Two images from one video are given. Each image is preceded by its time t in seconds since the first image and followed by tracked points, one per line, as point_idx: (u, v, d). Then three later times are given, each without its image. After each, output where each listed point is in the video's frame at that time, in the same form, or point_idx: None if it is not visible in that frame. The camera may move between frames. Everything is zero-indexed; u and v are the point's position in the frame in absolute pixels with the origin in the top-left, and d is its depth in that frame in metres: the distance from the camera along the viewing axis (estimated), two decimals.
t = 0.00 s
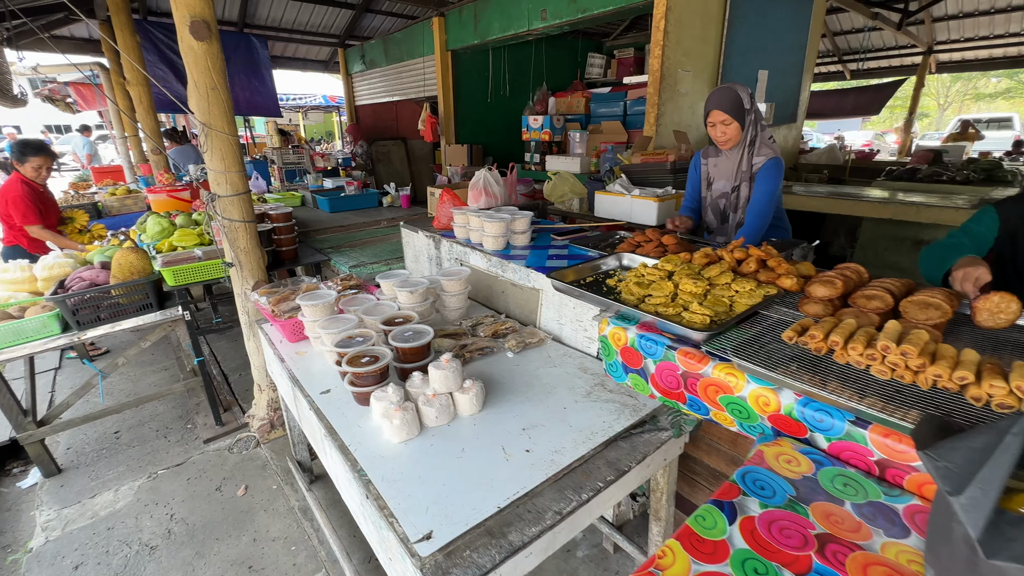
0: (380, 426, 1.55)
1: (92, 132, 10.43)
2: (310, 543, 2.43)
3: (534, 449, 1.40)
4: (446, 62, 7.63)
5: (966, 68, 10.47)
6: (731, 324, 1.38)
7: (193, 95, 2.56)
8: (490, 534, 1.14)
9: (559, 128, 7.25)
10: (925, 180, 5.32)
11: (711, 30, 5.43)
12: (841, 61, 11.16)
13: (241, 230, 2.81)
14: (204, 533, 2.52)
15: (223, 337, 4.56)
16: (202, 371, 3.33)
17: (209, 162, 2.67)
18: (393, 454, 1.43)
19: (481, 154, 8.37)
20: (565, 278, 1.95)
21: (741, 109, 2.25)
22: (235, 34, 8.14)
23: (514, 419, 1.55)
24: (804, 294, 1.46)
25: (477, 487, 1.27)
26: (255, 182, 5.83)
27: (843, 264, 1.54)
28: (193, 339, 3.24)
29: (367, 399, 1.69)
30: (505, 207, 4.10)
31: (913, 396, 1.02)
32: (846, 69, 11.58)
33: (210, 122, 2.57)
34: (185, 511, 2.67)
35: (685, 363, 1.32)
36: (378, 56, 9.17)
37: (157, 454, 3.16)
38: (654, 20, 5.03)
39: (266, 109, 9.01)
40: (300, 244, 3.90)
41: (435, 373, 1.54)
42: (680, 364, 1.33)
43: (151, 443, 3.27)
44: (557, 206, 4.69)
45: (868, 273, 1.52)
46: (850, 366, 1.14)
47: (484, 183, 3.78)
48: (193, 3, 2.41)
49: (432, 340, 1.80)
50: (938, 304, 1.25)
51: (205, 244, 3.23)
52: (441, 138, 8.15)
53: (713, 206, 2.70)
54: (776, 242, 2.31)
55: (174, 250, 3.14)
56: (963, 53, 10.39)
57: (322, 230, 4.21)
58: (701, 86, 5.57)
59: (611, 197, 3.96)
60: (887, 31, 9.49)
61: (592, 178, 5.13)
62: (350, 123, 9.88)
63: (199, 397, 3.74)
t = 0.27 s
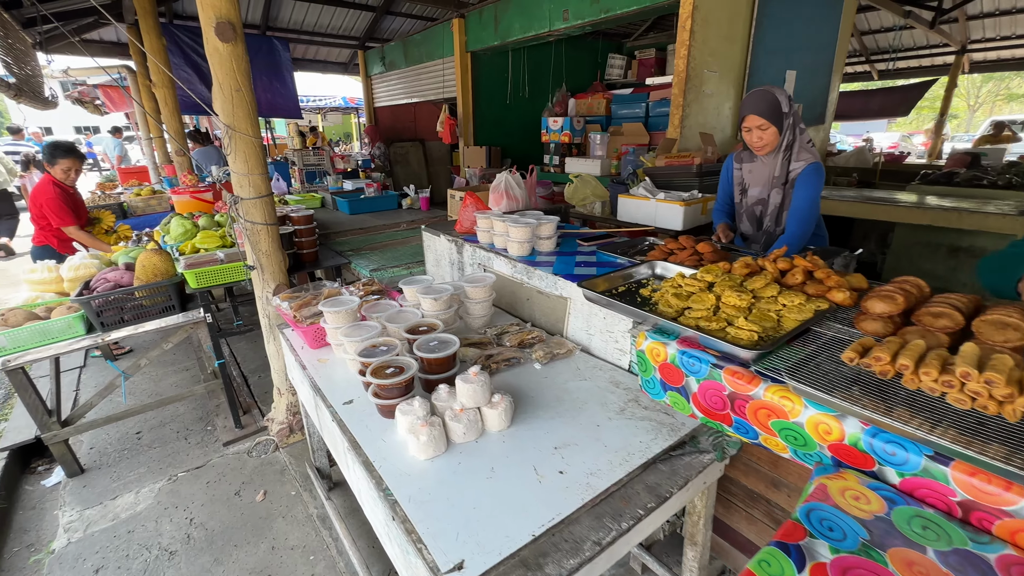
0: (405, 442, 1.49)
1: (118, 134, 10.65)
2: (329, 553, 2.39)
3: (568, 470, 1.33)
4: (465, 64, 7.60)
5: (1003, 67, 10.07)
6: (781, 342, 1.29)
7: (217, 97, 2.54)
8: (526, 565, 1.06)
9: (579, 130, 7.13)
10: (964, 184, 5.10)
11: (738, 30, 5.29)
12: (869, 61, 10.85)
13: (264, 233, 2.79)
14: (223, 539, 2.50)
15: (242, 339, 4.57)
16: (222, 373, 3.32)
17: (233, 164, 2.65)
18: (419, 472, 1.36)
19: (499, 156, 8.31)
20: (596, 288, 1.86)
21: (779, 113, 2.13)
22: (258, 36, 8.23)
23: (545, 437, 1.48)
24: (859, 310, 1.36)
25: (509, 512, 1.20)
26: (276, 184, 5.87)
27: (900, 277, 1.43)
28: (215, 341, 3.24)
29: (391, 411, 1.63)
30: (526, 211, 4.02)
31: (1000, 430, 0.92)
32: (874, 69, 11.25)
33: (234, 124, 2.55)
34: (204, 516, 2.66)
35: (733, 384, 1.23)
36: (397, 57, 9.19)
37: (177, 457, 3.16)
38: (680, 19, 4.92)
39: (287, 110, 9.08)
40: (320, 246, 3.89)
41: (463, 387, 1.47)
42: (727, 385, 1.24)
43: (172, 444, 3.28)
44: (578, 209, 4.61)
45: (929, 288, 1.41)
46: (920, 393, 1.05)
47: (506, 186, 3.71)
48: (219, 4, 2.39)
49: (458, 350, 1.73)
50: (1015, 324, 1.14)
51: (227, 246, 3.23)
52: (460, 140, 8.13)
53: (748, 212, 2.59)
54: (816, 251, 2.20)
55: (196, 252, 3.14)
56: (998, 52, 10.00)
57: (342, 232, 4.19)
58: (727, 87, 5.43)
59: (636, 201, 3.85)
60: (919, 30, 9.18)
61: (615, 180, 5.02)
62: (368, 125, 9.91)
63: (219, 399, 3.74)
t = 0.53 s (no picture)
0: (432, 461, 1.41)
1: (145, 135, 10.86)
2: (348, 565, 2.33)
3: (608, 499, 1.23)
4: (485, 64, 7.54)
5: None
6: (846, 366, 1.17)
7: (241, 98, 2.51)
8: None
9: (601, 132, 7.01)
10: (1009, 189, 4.85)
11: (768, 28, 5.11)
12: (901, 59, 10.48)
13: (285, 236, 2.75)
14: (241, 547, 2.45)
15: (262, 340, 4.56)
16: (242, 376, 3.30)
17: (255, 166, 2.61)
18: (448, 496, 1.28)
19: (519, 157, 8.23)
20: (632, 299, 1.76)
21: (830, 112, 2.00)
22: (280, 39, 8.30)
23: (581, 460, 1.38)
24: (932, 330, 1.24)
25: (546, 546, 1.10)
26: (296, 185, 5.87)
27: (975, 294, 1.30)
28: (235, 344, 3.21)
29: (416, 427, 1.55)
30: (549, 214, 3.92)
31: None
32: (905, 68, 10.87)
33: (257, 125, 2.51)
34: (222, 522, 2.62)
35: (793, 412, 1.12)
36: (417, 58, 9.17)
37: (196, 460, 3.14)
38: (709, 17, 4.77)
39: (308, 111, 9.15)
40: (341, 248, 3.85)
41: (493, 405, 1.39)
42: (787, 412, 1.13)
43: (192, 447, 3.26)
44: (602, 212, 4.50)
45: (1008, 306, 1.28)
46: (1018, 430, 0.93)
47: (528, 189, 3.62)
48: (243, 3, 2.34)
49: (486, 363, 1.65)
50: None
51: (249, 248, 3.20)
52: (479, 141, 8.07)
53: (788, 217, 2.46)
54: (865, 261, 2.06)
55: (218, 254, 3.11)
56: None
57: (362, 234, 4.16)
58: (756, 87, 5.26)
59: (662, 204, 3.73)
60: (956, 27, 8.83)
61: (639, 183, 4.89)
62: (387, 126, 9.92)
63: (239, 401, 3.72)
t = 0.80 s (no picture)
0: (457, 485, 1.32)
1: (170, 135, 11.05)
2: None
3: (649, 536, 1.13)
4: (505, 64, 7.46)
5: None
6: (922, 398, 1.05)
7: (263, 99, 2.47)
8: None
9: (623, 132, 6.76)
10: None
11: (801, 25, 4.92)
12: (936, 58, 10.09)
13: (305, 240, 2.70)
14: (257, 557, 2.41)
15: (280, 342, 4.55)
16: (261, 380, 3.27)
17: (276, 168, 2.57)
18: (475, 526, 1.19)
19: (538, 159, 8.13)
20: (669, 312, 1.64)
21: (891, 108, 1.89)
22: (302, 40, 8.26)
23: (617, 489, 1.28)
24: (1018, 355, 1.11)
25: None
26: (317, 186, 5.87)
27: None
28: (254, 348, 3.18)
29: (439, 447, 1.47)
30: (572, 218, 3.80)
31: None
32: (940, 67, 10.46)
33: (279, 127, 2.47)
34: (239, 530, 2.58)
35: (861, 449, 1.01)
36: (437, 59, 9.14)
37: (214, 463, 3.12)
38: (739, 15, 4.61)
39: (328, 113, 9.08)
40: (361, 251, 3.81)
41: (522, 428, 1.29)
42: (855, 449, 1.01)
43: (210, 450, 3.24)
44: (625, 215, 4.39)
45: None
46: None
47: (551, 192, 3.52)
48: (266, 3, 2.30)
49: (513, 379, 1.55)
50: None
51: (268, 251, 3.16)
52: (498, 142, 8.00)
53: (833, 221, 2.32)
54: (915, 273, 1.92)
55: (238, 256, 3.08)
56: None
57: (381, 237, 4.11)
58: (787, 86, 5.07)
59: (690, 208, 3.59)
60: (996, 23, 8.46)
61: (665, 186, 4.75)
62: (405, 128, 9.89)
63: (257, 404, 3.71)
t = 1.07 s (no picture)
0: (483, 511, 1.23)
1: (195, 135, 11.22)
2: None
3: None
4: (526, 64, 7.37)
5: None
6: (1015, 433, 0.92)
7: (283, 98, 2.42)
8: None
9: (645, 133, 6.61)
10: None
11: (836, 21, 4.72)
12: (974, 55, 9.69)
13: (325, 242, 2.65)
14: (273, 565, 2.36)
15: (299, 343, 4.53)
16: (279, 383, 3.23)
17: (296, 169, 2.52)
18: (503, 557, 1.10)
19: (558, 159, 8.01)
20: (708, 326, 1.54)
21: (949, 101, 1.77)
22: (324, 41, 8.29)
23: (656, 521, 1.18)
24: None
25: None
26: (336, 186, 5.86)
27: None
28: (272, 350, 3.15)
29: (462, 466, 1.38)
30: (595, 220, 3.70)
31: None
32: (977, 65, 10.04)
33: (299, 127, 2.42)
34: (255, 536, 2.54)
35: (942, 490, 0.90)
36: (457, 59, 9.09)
37: (232, 466, 3.09)
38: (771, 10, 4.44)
39: (348, 112, 9.16)
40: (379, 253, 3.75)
41: (553, 450, 1.20)
42: (938, 490, 0.90)
43: (228, 452, 3.22)
44: (650, 218, 4.24)
45: None
46: None
47: (574, 193, 3.42)
48: None
49: (540, 394, 1.46)
50: None
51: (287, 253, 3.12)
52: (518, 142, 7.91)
53: (886, 221, 2.16)
54: (975, 286, 1.77)
55: (257, 257, 3.05)
56: None
57: (400, 238, 4.06)
58: (820, 84, 4.87)
59: (719, 211, 3.45)
60: None
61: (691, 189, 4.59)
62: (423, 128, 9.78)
63: (275, 406, 3.69)
